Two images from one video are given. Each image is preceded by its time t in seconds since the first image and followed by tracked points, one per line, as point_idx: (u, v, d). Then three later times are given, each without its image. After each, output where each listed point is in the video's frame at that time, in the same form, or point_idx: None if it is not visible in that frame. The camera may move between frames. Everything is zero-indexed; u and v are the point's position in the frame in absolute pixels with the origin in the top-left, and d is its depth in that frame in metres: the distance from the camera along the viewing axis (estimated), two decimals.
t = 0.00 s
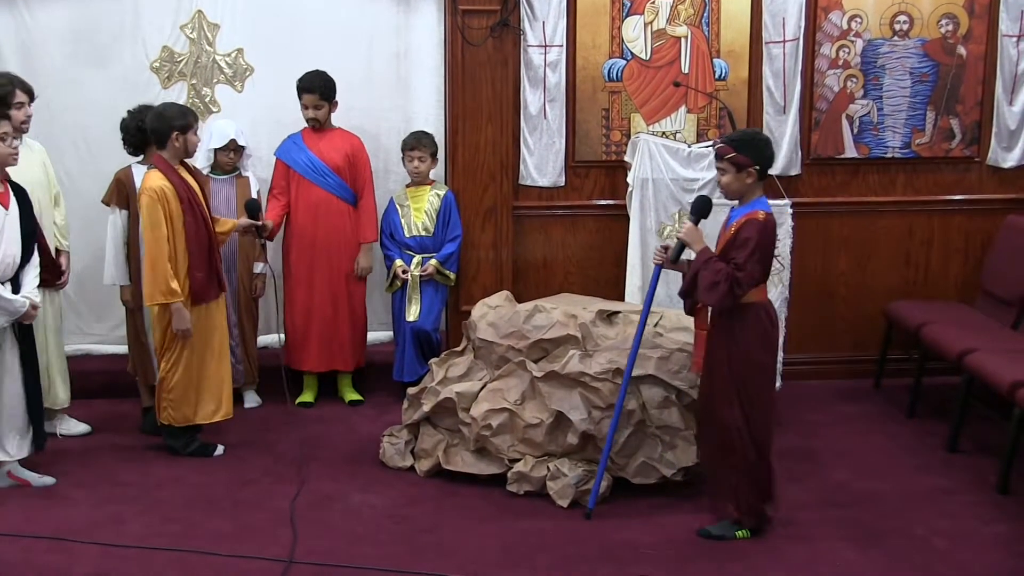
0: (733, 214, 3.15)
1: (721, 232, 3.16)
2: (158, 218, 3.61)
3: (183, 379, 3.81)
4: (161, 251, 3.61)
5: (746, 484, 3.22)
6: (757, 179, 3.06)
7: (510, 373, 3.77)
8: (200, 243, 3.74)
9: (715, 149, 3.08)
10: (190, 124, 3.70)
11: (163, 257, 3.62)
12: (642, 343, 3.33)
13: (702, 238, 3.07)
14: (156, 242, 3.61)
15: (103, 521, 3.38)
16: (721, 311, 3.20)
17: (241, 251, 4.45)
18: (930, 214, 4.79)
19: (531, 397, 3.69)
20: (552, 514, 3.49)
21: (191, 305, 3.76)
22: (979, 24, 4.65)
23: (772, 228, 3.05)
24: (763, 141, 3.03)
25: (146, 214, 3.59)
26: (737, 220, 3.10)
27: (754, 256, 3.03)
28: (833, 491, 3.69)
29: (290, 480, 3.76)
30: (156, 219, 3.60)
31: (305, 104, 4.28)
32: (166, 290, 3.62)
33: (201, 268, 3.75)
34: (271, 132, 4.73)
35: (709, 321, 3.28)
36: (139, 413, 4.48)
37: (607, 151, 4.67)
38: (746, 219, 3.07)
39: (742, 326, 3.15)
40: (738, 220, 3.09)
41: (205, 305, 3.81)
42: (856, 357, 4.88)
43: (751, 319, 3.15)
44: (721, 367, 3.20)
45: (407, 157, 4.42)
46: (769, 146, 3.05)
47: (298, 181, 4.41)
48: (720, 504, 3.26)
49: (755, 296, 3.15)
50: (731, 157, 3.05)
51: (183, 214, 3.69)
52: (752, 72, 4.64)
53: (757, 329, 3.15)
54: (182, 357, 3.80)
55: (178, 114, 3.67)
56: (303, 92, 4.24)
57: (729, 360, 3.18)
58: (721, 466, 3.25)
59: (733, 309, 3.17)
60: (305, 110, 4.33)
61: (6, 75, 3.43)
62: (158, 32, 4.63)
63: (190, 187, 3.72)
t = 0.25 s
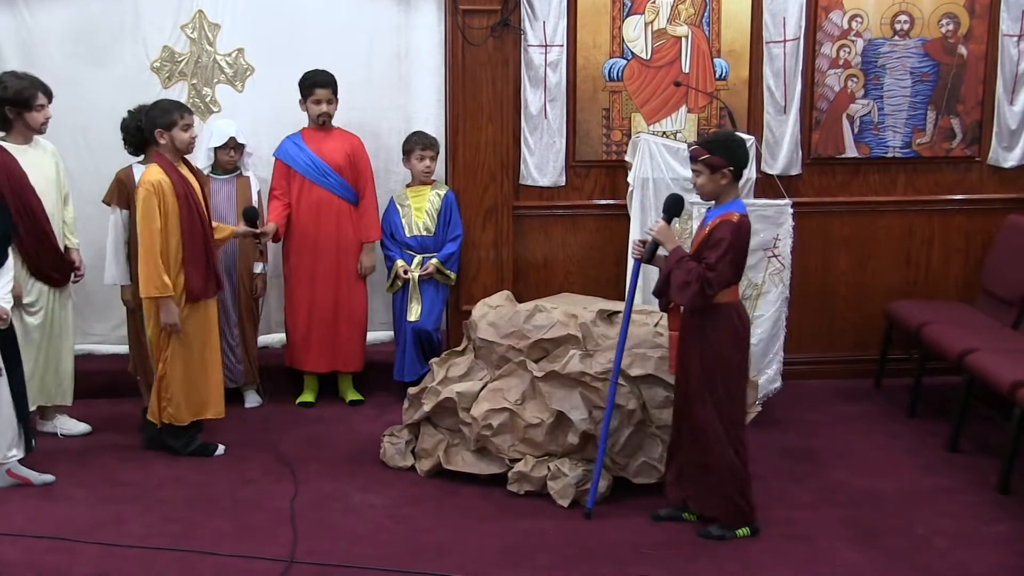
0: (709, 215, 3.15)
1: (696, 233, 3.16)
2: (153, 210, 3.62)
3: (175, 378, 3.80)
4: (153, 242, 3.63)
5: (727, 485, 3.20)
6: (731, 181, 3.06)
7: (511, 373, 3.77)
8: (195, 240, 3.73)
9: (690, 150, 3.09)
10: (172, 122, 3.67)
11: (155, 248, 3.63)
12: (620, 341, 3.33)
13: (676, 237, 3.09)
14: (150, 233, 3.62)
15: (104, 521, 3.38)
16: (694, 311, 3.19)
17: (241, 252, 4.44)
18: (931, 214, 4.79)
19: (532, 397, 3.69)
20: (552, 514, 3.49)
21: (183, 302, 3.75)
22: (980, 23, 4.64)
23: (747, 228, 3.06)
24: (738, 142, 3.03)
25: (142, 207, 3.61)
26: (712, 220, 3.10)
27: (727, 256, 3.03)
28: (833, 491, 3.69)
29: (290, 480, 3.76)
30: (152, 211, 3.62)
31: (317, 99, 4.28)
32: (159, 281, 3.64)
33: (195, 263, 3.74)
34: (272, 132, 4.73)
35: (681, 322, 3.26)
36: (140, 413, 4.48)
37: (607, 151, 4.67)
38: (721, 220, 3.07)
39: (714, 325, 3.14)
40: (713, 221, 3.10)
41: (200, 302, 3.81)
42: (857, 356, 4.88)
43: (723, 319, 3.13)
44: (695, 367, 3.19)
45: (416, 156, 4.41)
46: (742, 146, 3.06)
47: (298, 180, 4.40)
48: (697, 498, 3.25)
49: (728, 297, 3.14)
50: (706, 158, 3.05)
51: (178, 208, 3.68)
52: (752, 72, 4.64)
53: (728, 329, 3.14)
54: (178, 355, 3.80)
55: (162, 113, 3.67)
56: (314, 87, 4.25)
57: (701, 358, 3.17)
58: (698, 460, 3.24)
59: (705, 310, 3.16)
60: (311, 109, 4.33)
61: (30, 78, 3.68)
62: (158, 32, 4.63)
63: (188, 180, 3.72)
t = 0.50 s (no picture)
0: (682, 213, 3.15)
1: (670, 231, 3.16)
2: (142, 204, 3.64)
3: (167, 380, 3.79)
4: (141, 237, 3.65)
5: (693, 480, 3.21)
6: (704, 178, 3.07)
7: (512, 373, 3.77)
8: (183, 238, 3.72)
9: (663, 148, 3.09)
10: (167, 123, 3.68)
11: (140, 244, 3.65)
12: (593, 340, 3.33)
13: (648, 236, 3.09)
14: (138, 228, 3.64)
15: (104, 521, 3.38)
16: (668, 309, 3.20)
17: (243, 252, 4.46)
18: (932, 214, 4.79)
19: (533, 397, 3.69)
20: (553, 514, 3.49)
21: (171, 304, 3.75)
22: (981, 24, 4.65)
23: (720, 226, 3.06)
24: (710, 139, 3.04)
25: (133, 200, 3.64)
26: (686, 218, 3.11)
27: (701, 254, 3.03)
28: (834, 491, 3.69)
29: (291, 480, 3.76)
30: (143, 205, 3.65)
31: (323, 98, 4.28)
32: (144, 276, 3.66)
33: (182, 262, 3.73)
34: (272, 133, 4.73)
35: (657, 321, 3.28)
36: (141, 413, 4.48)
37: (608, 151, 4.67)
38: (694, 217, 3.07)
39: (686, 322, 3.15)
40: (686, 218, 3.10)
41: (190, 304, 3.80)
42: (858, 356, 4.88)
43: (695, 317, 3.15)
44: (665, 364, 3.19)
45: (418, 157, 4.41)
46: (715, 145, 3.06)
47: (299, 181, 4.40)
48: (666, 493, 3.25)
49: (702, 293, 3.15)
50: (679, 155, 3.05)
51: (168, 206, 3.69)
52: (753, 72, 4.64)
53: (701, 326, 3.15)
54: (169, 355, 3.79)
55: (157, 113, 3.68)
56: (320, 86, 4.25)
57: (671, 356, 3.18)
58: (668, 457, 3.23)
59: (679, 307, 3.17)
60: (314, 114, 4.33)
61: (51, 81, 3.72)
62: (159, 33, 4.64)
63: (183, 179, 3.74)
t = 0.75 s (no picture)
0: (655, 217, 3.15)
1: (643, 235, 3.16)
2: (130, 209, 3.60)
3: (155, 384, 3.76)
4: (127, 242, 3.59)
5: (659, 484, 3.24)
6: (677, 181, 3.08)
7: (512, 373, 3.77)
8: (169, 242, 3.70)
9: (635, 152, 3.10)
10: (150, 127, 3.66)
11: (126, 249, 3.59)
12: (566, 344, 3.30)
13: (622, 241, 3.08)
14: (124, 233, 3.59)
15: (105, 521, 3.38)
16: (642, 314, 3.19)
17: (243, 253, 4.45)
18: (932, 214, 4.79)
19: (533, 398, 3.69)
20: (553, 515, 3.49)
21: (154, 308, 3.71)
22: (981, 24, 4.65)
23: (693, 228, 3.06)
24: (683, 142, 3.05)
25: (119, 204, 3.59)
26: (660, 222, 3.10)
27: (674, 257, 3.03)
28: (834, 491, 3.69)
29: (291, 480, 3.76)
30: (129, 210, 3.60)
31: (320, 100, 4.29)
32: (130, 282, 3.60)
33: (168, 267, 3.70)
34: (272, 133, 4.73)
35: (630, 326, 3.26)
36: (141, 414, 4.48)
37: (608, 151, 4.67)
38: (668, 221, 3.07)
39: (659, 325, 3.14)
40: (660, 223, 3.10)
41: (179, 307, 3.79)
42: (859, 357, 4.88)
43: (667, 321, 3.15)
44: (639, 369, 3.19)
45: (416, 157, 4.41)
46: (686, 147, 3.06)
47: (299, 182, 4.41)
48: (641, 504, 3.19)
49: (675, 297, 3.15)
50: (651, 159, 3.06)
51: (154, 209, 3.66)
52: (753, 73, 4.64)
53: (673, 330, 3.15)
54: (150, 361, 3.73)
55: (140, 117, 3.67)
56: (315, 87, 4.25)
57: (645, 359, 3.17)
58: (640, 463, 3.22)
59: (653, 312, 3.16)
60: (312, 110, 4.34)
61: (69, 85, 3.69)
62: (160, 34, 4.64)
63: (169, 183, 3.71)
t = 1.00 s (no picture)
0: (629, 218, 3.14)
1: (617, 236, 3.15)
2: (99, 217, 3.48)
3: (138, 393, 3.65)
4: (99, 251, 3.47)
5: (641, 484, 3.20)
6: (649, 181, 3.07)
7: (513, 373, 3.77)
8: (145, 247, 3.55)
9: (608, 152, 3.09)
10: (121, 133, 3.52)
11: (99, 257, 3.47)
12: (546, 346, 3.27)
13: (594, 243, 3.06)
14: (98, 241, 3.48)
15: (106, 521, 3.38)
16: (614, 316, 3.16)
17: (245, 253, 4.45)
18: (933, 214, 4.79)
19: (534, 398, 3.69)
20: (554, 515, 3.49)
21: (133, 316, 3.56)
22: (982, 24, 4.65)
23: (665, 228, 3.04)
24: (655, 142, 3.04)
25: (90, 212, 3.48)
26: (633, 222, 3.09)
27: (644, 256, 3.00)
28: (835, 491, 3.69)
29: (292, 480, 3.76)
30: (99, 217, 3.48)
31: (316, 100, 4.29)
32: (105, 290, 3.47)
33: (143, 275, 3.55)
34: (273, 133, 4.73)
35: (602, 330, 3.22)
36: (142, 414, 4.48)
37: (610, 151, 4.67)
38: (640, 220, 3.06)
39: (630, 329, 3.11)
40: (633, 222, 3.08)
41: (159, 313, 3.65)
42: (861, 357, 4.88)
43: (637, 325, 3.11)
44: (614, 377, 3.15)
45: (415, 157, 4.41)
46: (659, 147, 3.05)
47: (299, 182, 4.41)
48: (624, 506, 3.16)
49: (647, 300, 3.12)
50: (624, 159, 3.05)
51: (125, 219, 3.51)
52: (754, 73, 4.64)
53: (644, 334, 3.12)
54: (127, 370, 3.62)
55: (111, 122, 3.52)
56: (311, 88, 4.25)
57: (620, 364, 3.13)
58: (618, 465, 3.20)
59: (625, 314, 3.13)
60: (309, 113, 4.34)
61: (84, 89, 3.66)
62: (161, 34, 4.64)
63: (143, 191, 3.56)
